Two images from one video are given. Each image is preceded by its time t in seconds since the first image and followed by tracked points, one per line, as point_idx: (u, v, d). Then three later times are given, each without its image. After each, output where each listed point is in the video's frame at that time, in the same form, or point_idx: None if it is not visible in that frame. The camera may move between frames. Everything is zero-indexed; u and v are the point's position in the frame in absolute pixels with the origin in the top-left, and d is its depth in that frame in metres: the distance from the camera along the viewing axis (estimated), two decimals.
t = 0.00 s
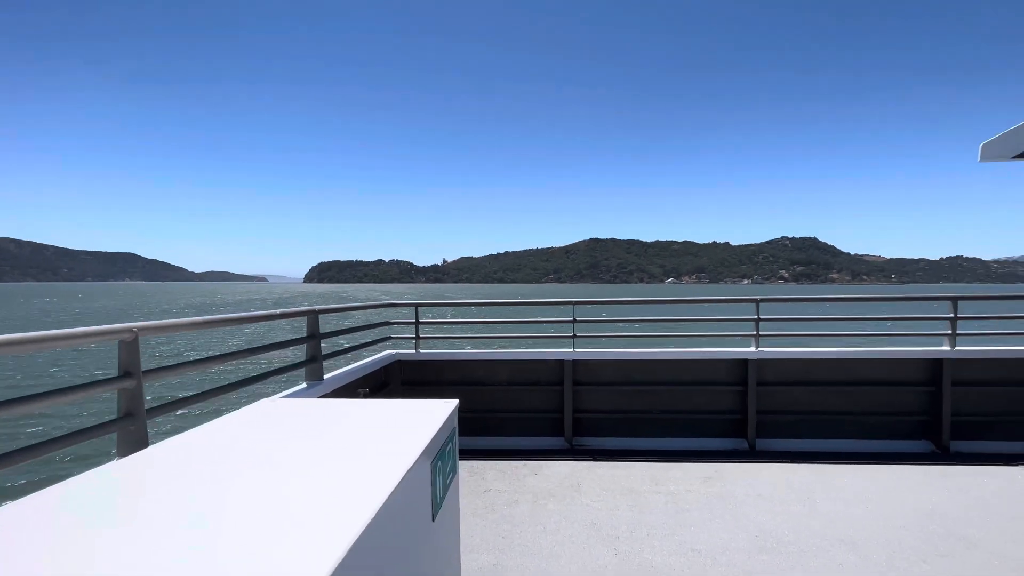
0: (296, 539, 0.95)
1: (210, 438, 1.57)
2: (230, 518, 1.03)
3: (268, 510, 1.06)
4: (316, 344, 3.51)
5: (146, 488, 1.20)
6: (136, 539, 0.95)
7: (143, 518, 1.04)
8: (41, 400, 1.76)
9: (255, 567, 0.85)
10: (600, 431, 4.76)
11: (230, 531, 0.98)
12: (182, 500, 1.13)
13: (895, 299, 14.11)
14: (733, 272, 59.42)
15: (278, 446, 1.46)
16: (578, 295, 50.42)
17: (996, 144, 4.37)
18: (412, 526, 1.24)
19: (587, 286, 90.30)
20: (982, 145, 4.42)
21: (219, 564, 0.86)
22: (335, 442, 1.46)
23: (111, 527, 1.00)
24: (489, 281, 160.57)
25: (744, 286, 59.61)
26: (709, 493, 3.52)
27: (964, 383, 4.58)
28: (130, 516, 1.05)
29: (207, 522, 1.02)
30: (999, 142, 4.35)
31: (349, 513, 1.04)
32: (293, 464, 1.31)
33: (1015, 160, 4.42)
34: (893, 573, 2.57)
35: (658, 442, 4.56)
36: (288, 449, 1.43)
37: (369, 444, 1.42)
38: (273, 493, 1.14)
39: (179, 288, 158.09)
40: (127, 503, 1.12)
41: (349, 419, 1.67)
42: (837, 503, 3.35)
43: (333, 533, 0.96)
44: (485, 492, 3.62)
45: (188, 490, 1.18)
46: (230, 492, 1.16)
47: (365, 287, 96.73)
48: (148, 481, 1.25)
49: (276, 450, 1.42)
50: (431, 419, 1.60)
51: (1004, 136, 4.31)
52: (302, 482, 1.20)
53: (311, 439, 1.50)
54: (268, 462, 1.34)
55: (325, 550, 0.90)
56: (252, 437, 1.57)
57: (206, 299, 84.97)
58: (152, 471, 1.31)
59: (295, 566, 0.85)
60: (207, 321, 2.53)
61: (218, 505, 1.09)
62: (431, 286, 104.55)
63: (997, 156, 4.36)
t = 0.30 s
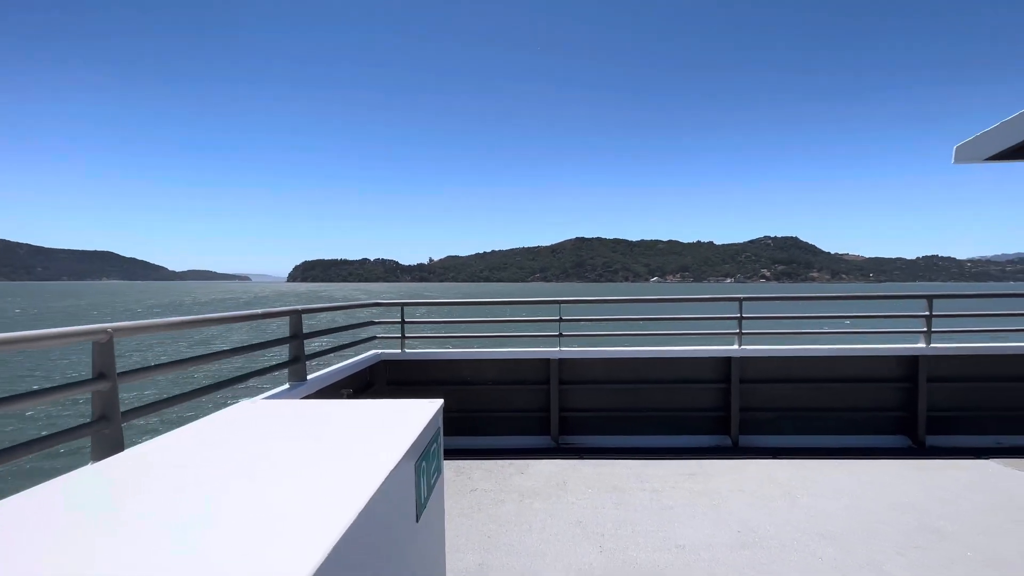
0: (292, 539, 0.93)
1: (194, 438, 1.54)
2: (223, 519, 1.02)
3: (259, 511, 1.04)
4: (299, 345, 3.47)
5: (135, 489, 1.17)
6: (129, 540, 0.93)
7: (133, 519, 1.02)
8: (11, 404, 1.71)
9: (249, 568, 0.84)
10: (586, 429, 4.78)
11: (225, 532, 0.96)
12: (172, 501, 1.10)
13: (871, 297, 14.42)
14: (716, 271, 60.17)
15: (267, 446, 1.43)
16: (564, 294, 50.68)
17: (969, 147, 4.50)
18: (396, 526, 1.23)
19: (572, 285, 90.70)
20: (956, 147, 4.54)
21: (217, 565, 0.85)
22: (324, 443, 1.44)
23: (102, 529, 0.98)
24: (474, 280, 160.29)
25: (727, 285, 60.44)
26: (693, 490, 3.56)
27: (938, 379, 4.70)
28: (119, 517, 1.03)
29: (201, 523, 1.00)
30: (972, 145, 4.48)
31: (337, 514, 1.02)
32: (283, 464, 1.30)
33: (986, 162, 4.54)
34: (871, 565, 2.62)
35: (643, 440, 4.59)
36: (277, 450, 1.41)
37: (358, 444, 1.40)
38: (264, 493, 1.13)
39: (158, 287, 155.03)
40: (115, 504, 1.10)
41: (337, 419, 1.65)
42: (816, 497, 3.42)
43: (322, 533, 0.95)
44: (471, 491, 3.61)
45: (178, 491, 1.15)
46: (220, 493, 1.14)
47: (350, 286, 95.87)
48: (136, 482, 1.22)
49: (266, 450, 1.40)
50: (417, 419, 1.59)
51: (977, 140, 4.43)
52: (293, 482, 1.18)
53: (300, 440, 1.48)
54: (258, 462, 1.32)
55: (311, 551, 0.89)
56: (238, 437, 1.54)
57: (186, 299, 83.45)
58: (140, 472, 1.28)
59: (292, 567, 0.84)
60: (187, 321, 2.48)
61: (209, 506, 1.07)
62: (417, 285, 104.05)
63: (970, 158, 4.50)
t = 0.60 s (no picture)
0: (285, 539, 0.92)
1: (178, 438, 1.51)
2: (211, 519, 1.00)
3: (246, 510, 1.03)
4: (284, 345, 3.43)
5: (120, 489, 1.15)
6: (117, 540, 0.91)
7: (119, 519, 1.00)
8: None
9: (238, 567, 0.83)
10: (573, 427, 4.80)
11: (214, 532, 0.95)
12: (159, 501, 1.08)
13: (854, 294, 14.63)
14: (701, 270, 60.79)
15: (253, 446, 1.41)
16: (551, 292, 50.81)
17: (947, 148, 4.60)
18: (379, 528, 1.21)
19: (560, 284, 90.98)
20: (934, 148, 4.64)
21: (208, 564, 0.83)
22: (311, 442, 1.42)
23: (87, 529, 0.96)
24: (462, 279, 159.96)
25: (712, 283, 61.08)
26: (679, 486, 3.59)
27: (917, 375, 4.79)
28: (104, 517, 1.01)
29: (190, 523, 0.98)
30: (951, 146, 4.57)
31: (325, 513, 1.01)
32: (270, 464, 1.28)
33: (963, 163, 4.64)
34: (852, 557, 2.67)
35: (630, 437, 4.62)
36: (263, 449, 1.39)
37: (345, 444, 1.39)
38: (251, 493, 1.11)
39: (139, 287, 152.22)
40: (99, 504, 1.07)
41: (325, 419, 1.63)
42: (800, 492, 3.47)
43: (309, 533, 0.94)
44: (459, 490, 3.60)
45: (164, 491, 1.13)
46: (208, 492, 1.12)
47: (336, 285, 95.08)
48: (121, 482, 1.19)
49: (253, 450, 1.38)
50: (403, 419, 1.58)
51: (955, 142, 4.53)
52: (282, 482, 1.17)
53: (287, 439, 1.46)
54: (245, 462, 1.30)
55: (299, 550, 0.88)
56: (224, 437, 1.51)
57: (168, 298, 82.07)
58: (124, 472, 1.26)
59: (286, 566, 0.83)
60: (167, 321, 2.44)
61: (196, 506, 1.06)
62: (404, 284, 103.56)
63: (947, 159, 4.60)
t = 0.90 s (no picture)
0: (280, 538, 0.91)
1: (161, 438, 1.49)
2: (196, 519, 0.99)
3: (232, 510, 1.02)
4: (270, 344, 3.39)
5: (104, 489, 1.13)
6: (100, 540, 0.90)
7: (102, 519, 0.99)
8: None
9: (223, 566, 0.82)
10: (562, 424, 4.81)
11: (199, 531, 0.94)
12: (142, 501, 1.07)
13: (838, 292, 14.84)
14: (689, 268, 61.29)
15: (238, 446, 1.40)
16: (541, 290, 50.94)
17: (928, 148, 4.69)
18: (368, 526, 1.20)
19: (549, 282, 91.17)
20: (916, 148, 4.71)
21: (193, 564, 0.82)
22: (298, 441, 1.41)
23: (69, 529, 0.95)
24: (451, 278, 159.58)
25: (699, 281, 61.60)
26: (667, 482, 3.62)
27: (898, 371, 4.88)
28: (86, 518, 0.99)
29: (175, 523, 0.97)
30: (931, 147, 4.67)
31: (310, 512, 1.01)
32: (256, 463, 1.27)
33: (943, 164, 4.74)
34: (836, 550, 2.71)
35: (618, 435, 4.65)
36: (249, 449, 1.37)
37: (332, 443, 1.38)
38: (237, 492, 1.10)
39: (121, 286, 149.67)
40: (82, 504, 1.06)
41: (314, 418, 1.62)
42: (785, 486, 3.51)
43: (295, 532, 0.93)
44: (448, 489, 3.59)
45: (148, 491, 1.11)
46: (192, 492, 1.11)
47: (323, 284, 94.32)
48: (104, 482, 1.17)
49: (238, 450, 1.36)
50: (391, 418, 1.57)
51: (936, 142, 4.62)
52: (268, 481, 1.15)
53: (273, 439, 1.44)
54: (230, 462, 1.28)
55: (284, 549, 0.88)
56: (208, 437, 1.49)
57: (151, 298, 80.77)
58: (106, 473, 1.24)
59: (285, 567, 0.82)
60: (150, 320, 2.39)
61: (181, 505, 1.04)
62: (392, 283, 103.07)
63: (927, 159, 4.69)
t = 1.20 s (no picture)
0: (277, 537, 0.91)
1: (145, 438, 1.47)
2: (182, 519, 0.98)
3: (217, 510, 1.00)
4: (258, 343, 3.36)
5: (88, 489, 1.11)
6: (82, 541, 0.88)
7: (84, 520, 0.97)
8: None
9: (208, 567, 0.81)
10: (552, 422, 4.83)
11: (184, 532, 0.93)
12: (126, 501, 1.05)
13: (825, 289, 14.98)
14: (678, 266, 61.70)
15: (224, 446, 1.38)
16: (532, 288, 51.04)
17: (911, 148, 4.75)
18: (357, 525, 1.20)
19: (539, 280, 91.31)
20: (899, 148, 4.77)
21: (178, 564, 0.81)
22: (286, 441, 1.39)
23: (50, 529, 0.93)
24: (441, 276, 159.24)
25: (688, 280, 62.05)
26: (656, 479, 3.65)
27: (883, 367, 4.95)
28: (67, 519, 0.97)
29: (160, 523, 0.96)
30: (914, 147, 4.73)
31: (296, 513, 1.00)
32: (243, 463, 1.25)
33: (926, 164, 4.81)
34: (821, 544, 2.75)
35: (608, 432, 4.68)
36: (235, 449, 1.35)
37: (319, 443, 1.36)
38: (223, 493, 1.09)
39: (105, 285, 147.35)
40: (63, 504, 1.04)
41: (304, 417, 1.61)
42: (772, 482, 3.56)
43: (281, 532, 0.92)
44: (438, 488, 3.58)
45: (133, 491, 1.10)
46: (177, 492, 1.09)
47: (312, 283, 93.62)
48: (87, 482, 1.15)
49: (224, 449, 1.35)
50: (378, 418, 1.56)
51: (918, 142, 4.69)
52: (255, 480, 1.14)
53: (260, 439, 1.43)
54: (216, 461, 1.26)
55: (267, 550, 0.86)
56: (195, 436, 1.47)
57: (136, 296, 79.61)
58: (88, 472, 1.21)
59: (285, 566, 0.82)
60: (134, 319, 2.36)
61: (166, 506, 1.03)
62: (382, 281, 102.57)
63: (910, 158, 4.74)
